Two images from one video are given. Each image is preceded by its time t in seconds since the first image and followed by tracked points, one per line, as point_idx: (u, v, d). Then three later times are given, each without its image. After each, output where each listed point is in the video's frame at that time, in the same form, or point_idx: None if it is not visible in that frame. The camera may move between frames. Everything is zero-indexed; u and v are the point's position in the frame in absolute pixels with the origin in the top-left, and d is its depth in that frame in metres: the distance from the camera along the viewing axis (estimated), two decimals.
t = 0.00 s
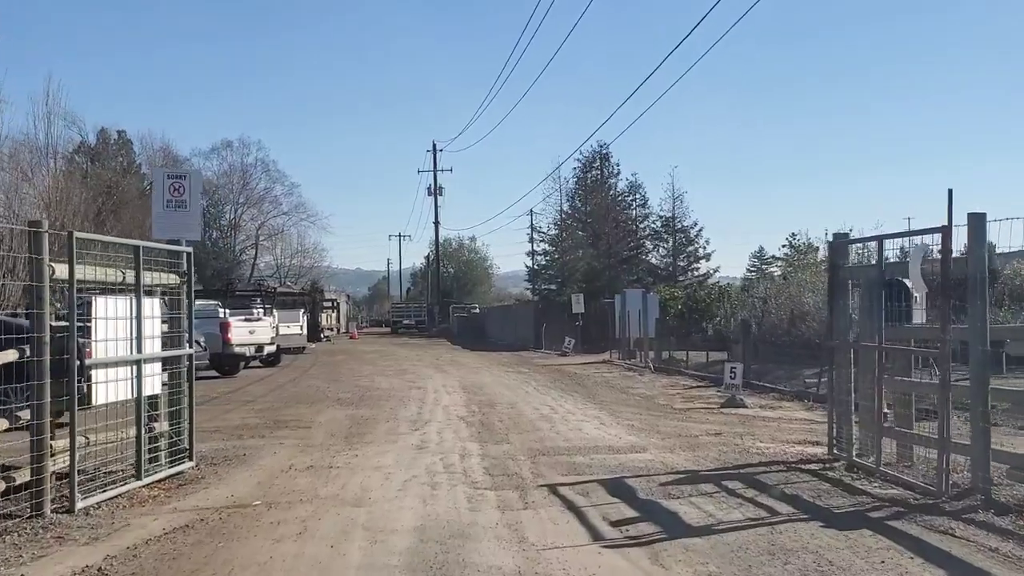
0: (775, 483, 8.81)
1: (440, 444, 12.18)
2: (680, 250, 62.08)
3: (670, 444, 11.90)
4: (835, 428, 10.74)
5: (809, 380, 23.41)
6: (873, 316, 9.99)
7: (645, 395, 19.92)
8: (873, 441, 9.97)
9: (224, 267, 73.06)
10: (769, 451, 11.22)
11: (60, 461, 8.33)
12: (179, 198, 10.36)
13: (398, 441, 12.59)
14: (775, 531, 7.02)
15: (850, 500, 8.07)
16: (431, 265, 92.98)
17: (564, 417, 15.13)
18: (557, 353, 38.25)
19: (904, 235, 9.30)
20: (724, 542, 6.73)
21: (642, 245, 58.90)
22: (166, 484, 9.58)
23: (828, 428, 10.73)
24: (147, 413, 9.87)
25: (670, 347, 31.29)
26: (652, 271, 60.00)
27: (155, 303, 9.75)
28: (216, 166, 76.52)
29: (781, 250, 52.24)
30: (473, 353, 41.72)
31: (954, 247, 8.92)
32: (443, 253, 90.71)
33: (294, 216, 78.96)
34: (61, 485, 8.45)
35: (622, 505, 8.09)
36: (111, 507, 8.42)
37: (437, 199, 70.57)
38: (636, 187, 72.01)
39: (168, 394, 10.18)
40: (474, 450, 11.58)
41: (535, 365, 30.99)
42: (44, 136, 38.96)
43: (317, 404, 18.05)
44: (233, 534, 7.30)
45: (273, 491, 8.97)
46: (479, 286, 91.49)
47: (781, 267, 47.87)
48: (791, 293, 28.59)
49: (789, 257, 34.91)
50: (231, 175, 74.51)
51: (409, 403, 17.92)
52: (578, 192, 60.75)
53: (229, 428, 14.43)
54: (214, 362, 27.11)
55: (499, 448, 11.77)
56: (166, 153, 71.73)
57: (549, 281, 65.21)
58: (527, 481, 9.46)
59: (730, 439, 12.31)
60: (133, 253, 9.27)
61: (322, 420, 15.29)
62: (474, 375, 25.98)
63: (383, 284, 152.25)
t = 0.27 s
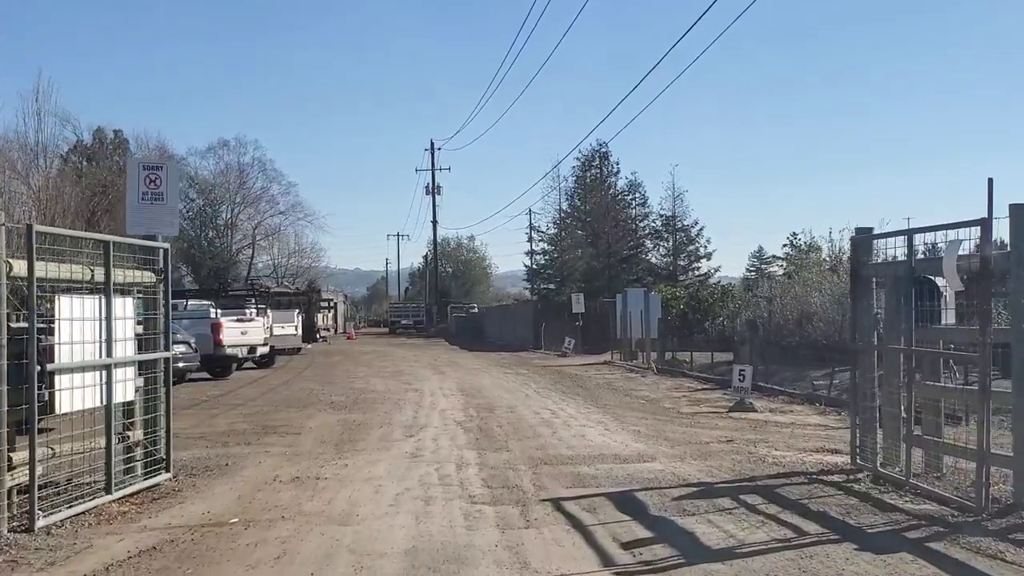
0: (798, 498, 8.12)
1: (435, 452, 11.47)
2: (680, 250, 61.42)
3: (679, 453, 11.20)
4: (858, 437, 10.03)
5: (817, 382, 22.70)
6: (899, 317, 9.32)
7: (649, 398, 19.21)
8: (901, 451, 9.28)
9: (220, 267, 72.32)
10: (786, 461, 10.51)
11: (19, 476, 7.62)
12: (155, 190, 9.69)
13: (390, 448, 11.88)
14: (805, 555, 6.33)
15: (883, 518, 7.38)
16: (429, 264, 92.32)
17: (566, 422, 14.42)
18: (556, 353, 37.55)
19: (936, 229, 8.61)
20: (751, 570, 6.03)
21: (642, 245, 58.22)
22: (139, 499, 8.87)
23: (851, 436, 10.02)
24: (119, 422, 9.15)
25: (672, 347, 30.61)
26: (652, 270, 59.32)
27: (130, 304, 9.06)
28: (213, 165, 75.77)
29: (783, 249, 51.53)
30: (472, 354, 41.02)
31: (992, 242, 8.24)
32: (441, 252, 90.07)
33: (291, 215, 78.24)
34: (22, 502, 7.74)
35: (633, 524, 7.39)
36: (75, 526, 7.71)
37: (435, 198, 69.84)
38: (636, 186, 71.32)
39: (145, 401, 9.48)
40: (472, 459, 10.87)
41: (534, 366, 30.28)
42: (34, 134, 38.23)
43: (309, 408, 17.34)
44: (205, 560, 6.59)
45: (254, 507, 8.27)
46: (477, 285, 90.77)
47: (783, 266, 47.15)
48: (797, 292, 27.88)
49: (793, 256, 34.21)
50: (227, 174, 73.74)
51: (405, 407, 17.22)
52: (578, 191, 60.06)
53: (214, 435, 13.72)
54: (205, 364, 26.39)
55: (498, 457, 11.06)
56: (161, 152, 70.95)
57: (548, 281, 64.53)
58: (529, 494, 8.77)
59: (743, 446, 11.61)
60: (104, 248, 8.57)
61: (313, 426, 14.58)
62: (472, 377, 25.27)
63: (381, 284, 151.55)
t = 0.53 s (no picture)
0: (829, 516, 7.45)
1: (433, 461, 10.77)
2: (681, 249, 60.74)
3: (693, 462, 10.51)
4: (889, 445, 9.35)
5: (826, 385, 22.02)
6: (935, 318, 8.64)
7: (655, 401, 18.52)
8: (937, 463, 8.61)
9: (217, 266, 71.59)
10: (810, 471, 9.83)
11: None
12: (132, 181, 9.01)
13: (386, 456, 11.18)
14: None
15: (927, 540, 6.71)
16: (427, 264, 91.63)
17: (571, 427, 13.72)
18: (556, 354, 36.84)
19: (978, 222, 7.94)
20: None
21: (643, 244, 57.51)
22: (113, 516, 8.18)
23: (881, 445, 9.35)
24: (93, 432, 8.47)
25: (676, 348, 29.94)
26: (652, 270, 58.62)
27: (102, 303, 8.38)
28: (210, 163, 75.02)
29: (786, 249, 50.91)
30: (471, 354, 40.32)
31: None
32: (439, 252, 89.37)
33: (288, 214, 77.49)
34: None
35: (651, 546, 6.70)
36: (37, 547, 7.01)
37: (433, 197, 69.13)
38: (636, 184, 70.62)
39: (120, 408, 8.80)
40: (472, 470, 10.18)
41: (535, 368, 29.58)
42: (25, 132, 37.49)
43: (302, 413, 16.64)
44: None
45: (235, 526, 7.58)
46: (476, 285, 90.07)
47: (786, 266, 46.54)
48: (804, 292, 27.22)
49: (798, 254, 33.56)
50: (224, 173, 73.07)
51: (402, 410, 16.52)
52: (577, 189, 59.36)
53: (200, 442, 13.00)
54: (198, 366, 25.68)
55: (500, 467, 10.36)
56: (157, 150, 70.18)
57: (548, 280, 63.83)
58: (536, 509, 8.08)
59: (761, 455, 10.93)
60: (72, 244, 7.88)
61: (306, 431, 13.87)
62: (472, 378, 24.57)
63: (380, 284, 150.71)
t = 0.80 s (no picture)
0: (861, 534, 6.76)
1: (427, 469, 10.06)
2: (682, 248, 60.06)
3: (705, 471, 9.80)
4: (919, 454, 8.65)
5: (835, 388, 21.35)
6: (972, 315, 7.94)
7: (660, 404, 17.83)
8: (974, 473, 7.91)
9: (212, 266, 70.87)
10: (832, 481, 9.14)
11: None
12: (99, 167, 8.33)
13: (377, 464, 10.48)
14: None
15: (974, 562, 6.01)
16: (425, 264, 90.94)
17: (573, 432, 13.02)
18: (556, 355, 36.14)
19: None
20: None
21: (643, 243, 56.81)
22: (76, 533, 7.49)
23: (910, 452, 8.64)
24: (56, 441, 7.79)
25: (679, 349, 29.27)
26: (653, 269, 57.92)
27: (63, 301, 7.69)
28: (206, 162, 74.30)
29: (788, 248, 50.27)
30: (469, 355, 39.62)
31: None
32: (437, 252, 88.69)
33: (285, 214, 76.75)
34: None
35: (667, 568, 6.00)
36: None
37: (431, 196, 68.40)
38: (636, 183, 69.93)
39: (86, 414, 8.11)
40: (469, 479, 9.47)
41: (534, 368, 28.88)
42: (15, 129, 36.77)
43: (293, 416, 15.93)
44: None
45: (206, 545, 6.87)
46: (474, 284, 89.38)
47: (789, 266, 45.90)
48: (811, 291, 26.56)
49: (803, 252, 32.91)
50: (220, 172, 72.32)
51: (397, 413, 15.81)
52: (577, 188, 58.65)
53: (182, 447, 12.29)
54: (188, 366, 24.97)
55: (499, 477, 9.66)
56: (152, 149, 69.43)
57: (547, 280, 63.15)
58: (538, 525, 7.38)
59: (778, 463, 10.24)
60: (27, 236, 7.17)
61: (294, 436, 13.17)
62: (470, 379, 23.87)
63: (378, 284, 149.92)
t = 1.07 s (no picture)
0: (908, 561, 6.07)
1: (425, 481, 9.38)
2: (682, 247, 59.45)
3: (724, 483, 9.11)
4: (960, 465, 7.94)
5: (846, 390, 20.73)
6: (1020, 312, 7.25)
7: (667, 407, 17.15)
8: None
9: (209, 265, 70.15)
10: (863, 495, 8.46)
11: None
12: (66, 154, 7.65)
13: (372, 475, 9.79)
14: None
15: None
16: (424, 263, 90.30)
17: (579, 438, 12.35)
18: (557, 356, 35.48)
19: None
20: None
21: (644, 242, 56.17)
22: (37, 555, 6.79)
23: (951, 464, 7.94)
24: (16, 453, 7.08)
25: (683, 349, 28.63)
26: (653, 268, 57.29)
27: (23, 301, 7.00)
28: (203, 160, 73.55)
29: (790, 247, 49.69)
30: (469, 356, 38.98)
31: None
32: (435, 252, 88.07)
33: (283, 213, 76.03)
34: None
35: None
36: None
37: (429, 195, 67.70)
38: (635, 183, 69.29)
39: (52, 424, 7.41)
40: (468, 493, 8.78)
41: (535, 370, 28.19)
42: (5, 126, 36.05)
43: (285, 421, 15.24)
44: None
45: (177, 572, 6.20)
46: (473, 284, 88.76)
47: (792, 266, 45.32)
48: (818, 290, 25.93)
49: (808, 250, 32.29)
50: (217, 171, 71.55)
51: (394, 418, 15.12)
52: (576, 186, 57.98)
53: (165, 455, 11.61)
54: (180, 368, 24.28)
55: (502, 489, 8.98)
56: (147, 147, 68.67)
57: (547, 280, 62.52)
58: (548, 547, 6.68)
59: (801, 474, 9.56)
60: None
61: (285, 443, 12.48)
62: (469, 381, 23.19)
63: (377, 284, 149.18)
